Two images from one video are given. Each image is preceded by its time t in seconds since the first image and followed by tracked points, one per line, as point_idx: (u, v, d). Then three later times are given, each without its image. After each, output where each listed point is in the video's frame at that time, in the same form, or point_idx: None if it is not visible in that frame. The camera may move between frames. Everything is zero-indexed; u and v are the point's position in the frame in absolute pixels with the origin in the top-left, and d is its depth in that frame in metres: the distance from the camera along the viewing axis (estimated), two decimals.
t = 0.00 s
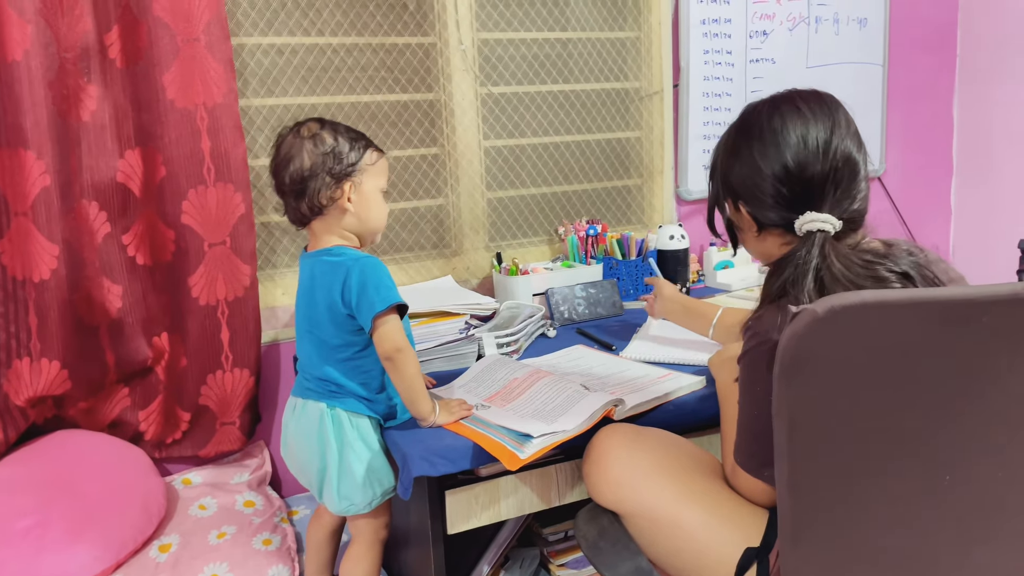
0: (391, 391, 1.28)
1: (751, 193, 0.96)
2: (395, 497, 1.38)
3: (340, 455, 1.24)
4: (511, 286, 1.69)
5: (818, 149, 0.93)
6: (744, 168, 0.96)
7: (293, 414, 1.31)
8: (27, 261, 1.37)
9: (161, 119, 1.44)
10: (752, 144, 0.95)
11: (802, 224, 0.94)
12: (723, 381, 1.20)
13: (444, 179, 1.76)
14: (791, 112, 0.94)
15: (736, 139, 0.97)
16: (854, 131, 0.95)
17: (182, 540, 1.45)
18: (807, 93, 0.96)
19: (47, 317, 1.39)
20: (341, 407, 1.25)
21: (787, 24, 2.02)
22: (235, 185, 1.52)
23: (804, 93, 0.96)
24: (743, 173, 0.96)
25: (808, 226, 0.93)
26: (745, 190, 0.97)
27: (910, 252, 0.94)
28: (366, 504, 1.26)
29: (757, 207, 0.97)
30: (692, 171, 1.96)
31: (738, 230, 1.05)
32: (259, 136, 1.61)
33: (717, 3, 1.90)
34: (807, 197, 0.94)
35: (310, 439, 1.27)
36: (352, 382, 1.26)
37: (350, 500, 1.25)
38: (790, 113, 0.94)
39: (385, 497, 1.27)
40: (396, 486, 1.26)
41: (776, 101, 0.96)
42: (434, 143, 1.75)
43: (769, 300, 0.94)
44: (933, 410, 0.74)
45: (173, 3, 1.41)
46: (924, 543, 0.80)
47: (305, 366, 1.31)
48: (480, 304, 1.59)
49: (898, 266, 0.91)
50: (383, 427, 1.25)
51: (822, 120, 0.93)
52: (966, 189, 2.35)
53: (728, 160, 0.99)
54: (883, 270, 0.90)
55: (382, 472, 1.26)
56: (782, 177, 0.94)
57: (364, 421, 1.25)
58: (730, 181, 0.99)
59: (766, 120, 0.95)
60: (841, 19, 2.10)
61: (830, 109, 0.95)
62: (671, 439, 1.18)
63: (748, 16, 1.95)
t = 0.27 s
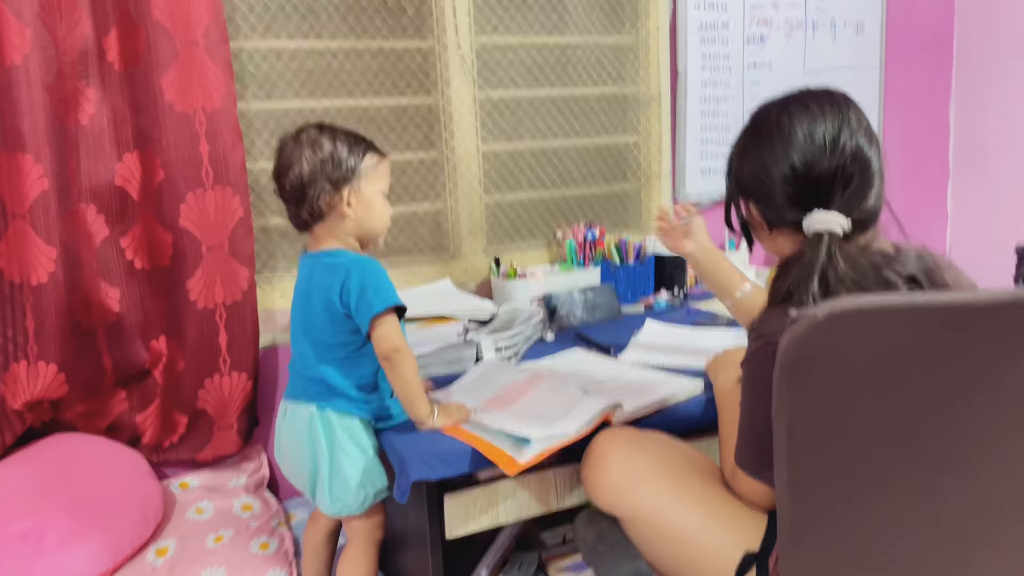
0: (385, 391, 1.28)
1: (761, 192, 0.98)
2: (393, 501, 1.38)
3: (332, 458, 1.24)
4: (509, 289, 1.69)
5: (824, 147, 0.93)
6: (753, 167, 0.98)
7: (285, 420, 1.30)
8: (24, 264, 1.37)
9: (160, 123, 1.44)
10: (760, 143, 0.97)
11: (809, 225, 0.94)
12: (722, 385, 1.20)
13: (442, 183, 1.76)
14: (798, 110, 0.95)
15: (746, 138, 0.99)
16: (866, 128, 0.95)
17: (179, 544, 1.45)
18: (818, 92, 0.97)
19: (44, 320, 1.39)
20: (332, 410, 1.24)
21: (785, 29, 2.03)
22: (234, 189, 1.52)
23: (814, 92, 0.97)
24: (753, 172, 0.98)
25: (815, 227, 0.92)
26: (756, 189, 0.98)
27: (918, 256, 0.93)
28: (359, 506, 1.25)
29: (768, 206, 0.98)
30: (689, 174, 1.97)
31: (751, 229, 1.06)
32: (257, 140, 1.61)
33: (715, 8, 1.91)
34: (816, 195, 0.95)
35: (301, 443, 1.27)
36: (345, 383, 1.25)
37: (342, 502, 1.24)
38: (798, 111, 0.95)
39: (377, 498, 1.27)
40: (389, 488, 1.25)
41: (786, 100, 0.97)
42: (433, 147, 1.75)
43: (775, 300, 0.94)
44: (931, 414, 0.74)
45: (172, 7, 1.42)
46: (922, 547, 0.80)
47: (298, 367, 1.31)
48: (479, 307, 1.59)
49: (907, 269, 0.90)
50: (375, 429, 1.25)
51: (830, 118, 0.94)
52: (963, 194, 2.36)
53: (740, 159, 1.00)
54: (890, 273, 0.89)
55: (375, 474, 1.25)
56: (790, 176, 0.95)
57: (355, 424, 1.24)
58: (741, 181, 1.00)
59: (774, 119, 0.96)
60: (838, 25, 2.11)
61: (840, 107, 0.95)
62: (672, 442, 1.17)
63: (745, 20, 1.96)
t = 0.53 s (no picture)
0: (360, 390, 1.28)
1: (761, 192, 0.98)
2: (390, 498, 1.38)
3: (311, 458, 1.24)
4: (507, 287, 1.69)
5: (820, 144, 0.93)
6: (751, 167, 0.98)
7: (260, 422, 1.29)
8: (20, 258, 1.37)
9: (156, 118, 1.44)
10: (757, 143, 0.97)
11: (813, 218, 0.93)
12: (719, 382, 1.19)
13: (440, 180, 1.76)
14: (792, 109, 0.95)
15: (744, 139, 0.99)
16: (861, 122, 0.94)
17: (174, 541, 1.44)
18: (812, 89, 0.97)
19: (40, 316, 1.39)
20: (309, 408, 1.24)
21: (783, 28, 2.02)
22: (231, 184, 1.51)
23: (808, 89, 0.97)
24: (751, 173, 0.98)
25: (819, 221, 0.92)
26: (755, 189, 0.99)
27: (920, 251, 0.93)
28: (340, 503, 1.26)
29: (769, 205, 0.98)
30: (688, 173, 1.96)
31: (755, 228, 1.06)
32: (255, 136, 1.61)
33: (713, 6, 1.91)
34: (815, 193, 0.94)
35: (279, 443, 1.26)
36: (320, 381, 1.25)
37: (323, 499, 1.25)
38: (792, 110, 0.95)
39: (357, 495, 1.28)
40: (369, 484, 1.27)
41: (781, 99, 0.98)
42: (430, 144, 1.74)
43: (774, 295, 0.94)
44: (928, 408, 0.74)
45: (170, 2, 1.41)
46: (919, 542, 0.80)
47: (274, 364, 1.30)
48: (476, 305, 1.59)
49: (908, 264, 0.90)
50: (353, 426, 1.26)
51: (824, 115, 0.94)
52: (962, 194, 2.36)
53: (739, 160, 1.01)
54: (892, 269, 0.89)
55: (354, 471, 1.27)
56: (787, 174, 0.95)
57: (332, 421, 1.25)
58: (742, 181, 1.01)
59: (770, 119, 0.96)
60: (836, 24, 2.11)
61: (834, 103, 0.95)
62: (669, 438, 1.17)
63: (744, 19, 1.96)
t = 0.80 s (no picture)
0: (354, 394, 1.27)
1: (749, 200, 0.99)
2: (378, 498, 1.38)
3: (304, 460, 1.24)
4: (497, 287, 1.69)
5: (802, 150, 0.94)
6: (737, 177, 0.99)
7: (258, 423, 1.29)
8: (6, 257, 1.36)
9: (145, 116, 1.43)
10: (741, 152, 0.98)
11: (800, 222, 0.94)
12: (708, 383, 1.19)
13: (430, 180, 1.75)
14: (772, 117, 0.96)
15: (727, 150, 1.00)
16: (840, 124, 0.95)
17: (162, 541, 1.44)
18: (791, 96, 0.98)
19: (27, 314, 1.38)
20: (302, 411, 1.24)
21: (775, 29, 2.03)
22: (219, 183, 1.51)
23: (786, 96, 0.98)
24: (737, 182, 0.99)
25: (805, 224, 0.93)
26: (743, 197, 0.99)
27: (910, 251, 0.92)
28: (333, 505, 1.26)
29: (757, 212, 0.99)
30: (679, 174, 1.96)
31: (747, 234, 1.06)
32: (244, 135, 1.60)
33: (706, 7, 1.91)
34: (802, 197, 0.95)
35: (274, 445, 1.26)
36: (310, 386, 1.25)
37: (316, 502, 1.25)
38: (771, 118, 0.95)
39: (352, 498, 1.28)
40: (363, 487, 1.26)
41: (760, 108, 0.98)
42: (421, 143, 1.74)
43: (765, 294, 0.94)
44: (912, 411, 0.74)
45: None
46: (903, 545, 0.80)
47: (268, 368, 1.30)
48: (466, 305, 1.58)
49: (899, 262, 0.89)
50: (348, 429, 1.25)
51: (803, 121, 0.94)
52: (952, 196, 2.36)
53: (725, 170, 1.01)
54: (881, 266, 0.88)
55: (349, 473, 1.26)
56: (772, 182, 0.95)
57: (326, 424, 1.24)
58: (729, 191, 1.01)
59: (751, 128, 0.97)
60: (828, 26, 2.11)
61: (812, 108, 0.95)
62: (658, 439, 1.17)
63: (736, 20, 1.96)
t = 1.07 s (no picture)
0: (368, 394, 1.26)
1: (743, 214, 1.00)
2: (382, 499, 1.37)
3: (316, 457, 1.24)
4: (501, 288, 1.68)
5: (790, 163, 0.96)
6: (729, 193, 1.00)
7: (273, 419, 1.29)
8: (10, 256, 1.36)
9: (149, 115, 1.43)
10: (731, 169, 1.00)
11: (794, 232, 0.96)
12: (714, 386, 1.19)
13: (434, 180, 1.75)
14: (759, 133, 0.98)
15: (717, 168, 1.02)
16: (825, 136, 0.97)
17: (164, 541, 1.43)
18: (775, 111, 1.00)
19: (30, 314, 1.38)
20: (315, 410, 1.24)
21: (779, 31, 2.03)
22: (223, 183, 1.50)
23: (770, 111, 1.00)
24: (729, 197, 1.01)
25: (800, 233, 0.94)
26: (736, 212, 1.01)
27: (909, 252, 0.93)
28: (342, 504, 1.25)
29: (752, 225, 1.00)
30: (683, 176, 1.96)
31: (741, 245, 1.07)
32: (248, 134, 1.60)
33: (710, 8, 1.91)
34: (794, 208, 0.97)
35: (287, 440, 1.26)
36: (324, 386, 1.24)
37: (325, 500, 1.24)
38: (758, 135, 0.97)
39: (362, 497, 1.27)
40: (373, 486, 1.26)
41: (746, 125, 1.00)
42: (425, 143, 1.74)
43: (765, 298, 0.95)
44: (922, 414, 0.74)
45: None
46: (913, 547, 0.80)
47: (282, 367, 1.29)
48: (470, 306, 1.58)
49: (892, 258, 0.90)
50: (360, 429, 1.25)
51: (788, 135, 0.96)
52: (955, 198, 2.36)
53: (716, 186, 1.03)
54: (875, 264, 0.89)
55: (359, 472, 1.26)
56: (764, 196, 0.97)
57: (340, 422, 1.24)
58: (722, 207, 1.03)
59: (740, 146, 0.99)
60: (832, 27, 2.11)
61: (797, 121, 0.97)
62: (666, 442, 1.17)
63: (740, 21, 1.96)
